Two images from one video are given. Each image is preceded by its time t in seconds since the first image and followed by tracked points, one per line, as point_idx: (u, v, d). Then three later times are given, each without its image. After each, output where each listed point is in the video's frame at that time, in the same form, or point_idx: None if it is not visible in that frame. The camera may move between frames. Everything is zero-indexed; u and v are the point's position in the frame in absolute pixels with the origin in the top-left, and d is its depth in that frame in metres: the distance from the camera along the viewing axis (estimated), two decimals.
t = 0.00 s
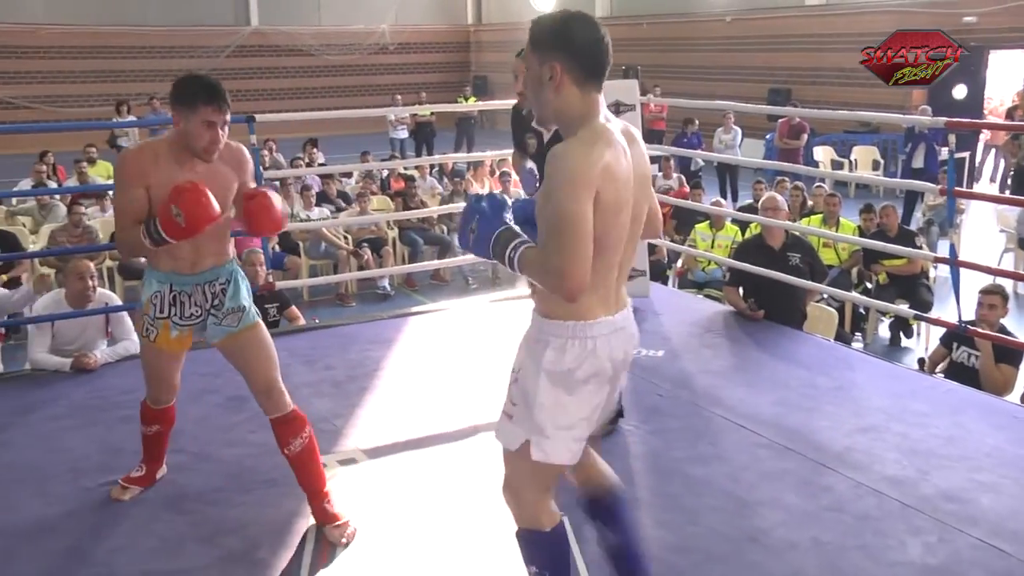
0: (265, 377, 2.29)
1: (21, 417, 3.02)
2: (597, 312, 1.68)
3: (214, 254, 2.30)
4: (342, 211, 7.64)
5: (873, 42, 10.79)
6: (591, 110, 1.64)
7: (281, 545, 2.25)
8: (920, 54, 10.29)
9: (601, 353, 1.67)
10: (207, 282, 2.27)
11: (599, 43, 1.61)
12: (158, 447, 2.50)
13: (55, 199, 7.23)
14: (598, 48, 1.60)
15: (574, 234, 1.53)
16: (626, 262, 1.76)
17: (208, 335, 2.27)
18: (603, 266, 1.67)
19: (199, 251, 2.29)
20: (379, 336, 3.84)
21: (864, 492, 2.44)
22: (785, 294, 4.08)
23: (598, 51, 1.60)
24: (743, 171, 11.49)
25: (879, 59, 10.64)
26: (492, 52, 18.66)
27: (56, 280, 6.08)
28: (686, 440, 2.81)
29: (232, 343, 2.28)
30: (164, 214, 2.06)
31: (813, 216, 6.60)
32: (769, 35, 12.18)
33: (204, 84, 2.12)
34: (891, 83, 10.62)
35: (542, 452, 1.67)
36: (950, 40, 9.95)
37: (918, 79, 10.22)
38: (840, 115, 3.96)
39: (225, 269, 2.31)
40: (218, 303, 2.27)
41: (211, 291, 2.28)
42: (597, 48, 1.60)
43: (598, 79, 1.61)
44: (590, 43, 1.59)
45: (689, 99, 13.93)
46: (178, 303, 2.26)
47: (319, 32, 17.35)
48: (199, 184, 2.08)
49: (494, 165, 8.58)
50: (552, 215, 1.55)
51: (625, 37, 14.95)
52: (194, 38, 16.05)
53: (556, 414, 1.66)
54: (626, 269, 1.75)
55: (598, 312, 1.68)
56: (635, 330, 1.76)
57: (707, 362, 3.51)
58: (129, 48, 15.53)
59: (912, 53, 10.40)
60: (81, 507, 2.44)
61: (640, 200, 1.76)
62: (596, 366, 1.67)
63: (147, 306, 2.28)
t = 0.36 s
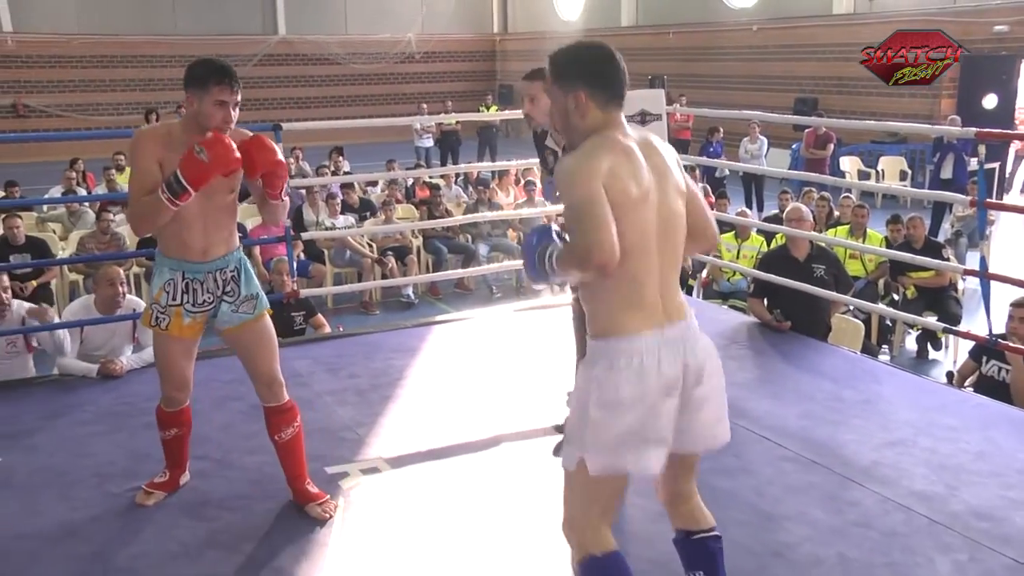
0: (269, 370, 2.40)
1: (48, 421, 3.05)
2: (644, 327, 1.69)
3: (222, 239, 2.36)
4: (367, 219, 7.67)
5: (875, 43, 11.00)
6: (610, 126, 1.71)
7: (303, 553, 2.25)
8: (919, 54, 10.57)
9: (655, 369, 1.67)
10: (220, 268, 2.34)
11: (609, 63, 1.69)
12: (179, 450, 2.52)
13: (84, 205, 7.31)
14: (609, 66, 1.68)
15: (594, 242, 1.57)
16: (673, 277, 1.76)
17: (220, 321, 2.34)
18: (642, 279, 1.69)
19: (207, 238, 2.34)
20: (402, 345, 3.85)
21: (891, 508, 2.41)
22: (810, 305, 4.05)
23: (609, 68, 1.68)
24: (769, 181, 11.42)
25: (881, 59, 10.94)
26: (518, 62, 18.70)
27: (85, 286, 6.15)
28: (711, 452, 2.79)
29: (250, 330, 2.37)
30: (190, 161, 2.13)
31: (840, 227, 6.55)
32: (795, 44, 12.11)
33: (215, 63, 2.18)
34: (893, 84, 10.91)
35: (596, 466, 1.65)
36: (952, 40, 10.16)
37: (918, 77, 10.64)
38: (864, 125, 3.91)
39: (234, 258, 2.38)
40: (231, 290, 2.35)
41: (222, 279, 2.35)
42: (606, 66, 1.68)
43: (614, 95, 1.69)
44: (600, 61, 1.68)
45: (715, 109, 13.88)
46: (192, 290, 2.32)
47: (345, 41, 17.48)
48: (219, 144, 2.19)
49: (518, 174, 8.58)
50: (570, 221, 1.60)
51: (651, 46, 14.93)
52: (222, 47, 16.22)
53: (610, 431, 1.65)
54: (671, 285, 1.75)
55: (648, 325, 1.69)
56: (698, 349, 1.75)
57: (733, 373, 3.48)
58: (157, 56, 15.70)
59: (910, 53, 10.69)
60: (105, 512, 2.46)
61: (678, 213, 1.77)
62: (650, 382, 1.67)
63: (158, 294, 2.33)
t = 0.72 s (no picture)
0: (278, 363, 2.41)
1: (49, 430, 3.04)
2: (566, 316, 1.73)
3: (223, 242, 2.38)
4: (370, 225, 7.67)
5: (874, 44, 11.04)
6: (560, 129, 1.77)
7: (303, 563, 2.23)
8: (920, 55, 10.65)
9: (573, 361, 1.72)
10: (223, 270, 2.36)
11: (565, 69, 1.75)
12: (181, 458, 2.51)
13: (87, 213, 7.31)
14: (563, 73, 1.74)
15: (504, 228, 1.67)
16: (610, 277, 1.79)
17: (227, 320, 2.37)
18: (567, 271, 1.73)
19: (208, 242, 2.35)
20: (405, 353, 3.84)
21: (897, 517, 2.39)
22: (814, 312, 4.03)
23: (561, 75, 1.73)
24: (773, 188, 11.41)
25: (881, 60, 10.92)
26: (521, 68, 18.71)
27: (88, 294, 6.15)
28: (715, 461, 2.77)
29: (256, 323, 2.39)
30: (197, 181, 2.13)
31: (843, 233, 6.53)
32: (797, 50, 12.10)
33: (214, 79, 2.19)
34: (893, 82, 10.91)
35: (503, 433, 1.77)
36: (952, 39, 10.16)
37: (919, 78, 10.67)
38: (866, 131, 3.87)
39: (234, 260, 2.40)
40: (235, 290, 2.37)
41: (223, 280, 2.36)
42: (560, 74, 1.73)
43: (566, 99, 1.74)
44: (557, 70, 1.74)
45: (718, 116, 13.88)
46: (197, 292, 2.32)
47: (348, 48, 17.50)
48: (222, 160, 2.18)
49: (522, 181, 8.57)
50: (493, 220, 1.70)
51: (653, 52, 14.94)
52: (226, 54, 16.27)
53: (521, 407, 1.74)
54: (608, 284, 1.78)
55: (568, 316, 1.73)
56: (632, 351, 1.76)
57: (737, 381, 3.46)
58: (160, 64, 15.73)
59: (912, 53, 10.78)
60: (105, 522, 2.45)
61: (622, 216, 1.79)
62: (565, 371, 1.72)
63: (163, 299, 2.32)
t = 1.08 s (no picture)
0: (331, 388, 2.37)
1: (80, 431, 3.07)
2: (472, 317, 1.85)
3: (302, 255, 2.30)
4: (399, 230, 7.68)
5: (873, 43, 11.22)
6: (505, 139, 1.87)
7: (329, 568, 2.23)
8: (919, 54, 10.90)
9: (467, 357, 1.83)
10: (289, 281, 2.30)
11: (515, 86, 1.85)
12: (207, 457, 2.50)
13: (119, 216, 7.39)
14: (513, 89, 1.85)
15: (422, 222, 1.83)
16: (527, 289, 1.87)
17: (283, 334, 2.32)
18: (481, 275, 1.85)
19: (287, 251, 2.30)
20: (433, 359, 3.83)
21: (932, 532, 2.34)
22: (846, 321, 3.97)
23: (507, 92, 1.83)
24: (804, 195, 11.31)
25: (879, 59, 11.12)
26: (550, 74, 18.70)
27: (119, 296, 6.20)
28: (745, 471, 2.74)
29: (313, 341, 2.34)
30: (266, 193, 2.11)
31: (876, 241, 6.44)
32: (828, 56, 12.00)
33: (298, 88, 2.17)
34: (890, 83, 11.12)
35: (411, 409, 1.90)
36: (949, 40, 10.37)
37: (918, 78, 10.96)
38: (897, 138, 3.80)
39: (309, 274, 2.32)
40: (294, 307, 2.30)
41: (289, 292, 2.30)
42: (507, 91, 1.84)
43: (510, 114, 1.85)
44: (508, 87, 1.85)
45: (748, 122, 13.79)
46: (259, 295, 2.29)
47: (378, 53, 17.57)
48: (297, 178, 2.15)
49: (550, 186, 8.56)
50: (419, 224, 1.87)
51: (682, 58, 14.87)
52: (257, 59, 16.40)
53: (423, 389, 1.87)
54: (524, 296, 1.86)
55: (474, 317, 1.85)
56: (533, 355, 1.85)
57: (767, 390, 3.42)
58: (192, 69, 15.89)
59: (910, 53, 11.00)
60: (133, 523, 2.46)
61: (547, 232, 1.87)
62: (461, 365, 1.84)
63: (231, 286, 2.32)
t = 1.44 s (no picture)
0: (374, 383, 2.43)
1: (97, 429, 3.07)
2: (451, 378, 1.77)
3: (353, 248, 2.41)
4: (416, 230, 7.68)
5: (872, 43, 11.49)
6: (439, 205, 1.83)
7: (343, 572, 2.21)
8: (919, 54, 11.10)
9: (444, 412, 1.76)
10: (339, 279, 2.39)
11: (440, 151, 1.82)
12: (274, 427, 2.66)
13: (138, 214, 7.42)
14: (438, 156, 1.82)
15: (384, 291, 1.78)
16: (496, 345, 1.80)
17: (335, 328, 2.40)
18: (453, 337, 1.77)
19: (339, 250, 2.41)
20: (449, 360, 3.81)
21: (957, 543, 2.30)
22: (867, 326, 3.92)
23: (436, 159, 1.81)
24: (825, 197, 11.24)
25: (879, 59, 11.38)
26: (570, 74, 18.68)
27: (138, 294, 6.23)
28: (765, 477, 2.70)
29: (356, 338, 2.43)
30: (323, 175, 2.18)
31: (897, 245, 6.38)
32: (848, 58, 11.92)
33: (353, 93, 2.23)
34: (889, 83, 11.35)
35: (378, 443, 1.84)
36: (949, 39, 10.52)
37: (918, 78, 11.09)
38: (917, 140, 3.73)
39: (358, 272, 2.42)
40: (347, 301, 2.40)
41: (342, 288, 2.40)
42: (434, 157, 1.81)
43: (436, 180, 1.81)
44: (433, 151, 1.82)
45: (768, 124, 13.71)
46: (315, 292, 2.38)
47: (398, 53, 17.60)
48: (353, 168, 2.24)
49: (569, 188, 8.54)
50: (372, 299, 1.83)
51: (702, 59, 14.82)
52: (277, 58, 16.44)
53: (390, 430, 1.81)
54: (498, 351, 1.81)
55: (451, 377, 1.77)
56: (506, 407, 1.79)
57: (787, 395, 3.38)
58: (213, 68, 15.97)
59: (910, 53, 11.22)
60: (148, 523, 2.45)
61: (508, 285, 1.81)
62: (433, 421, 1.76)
63: (281, 291, 2.39)
